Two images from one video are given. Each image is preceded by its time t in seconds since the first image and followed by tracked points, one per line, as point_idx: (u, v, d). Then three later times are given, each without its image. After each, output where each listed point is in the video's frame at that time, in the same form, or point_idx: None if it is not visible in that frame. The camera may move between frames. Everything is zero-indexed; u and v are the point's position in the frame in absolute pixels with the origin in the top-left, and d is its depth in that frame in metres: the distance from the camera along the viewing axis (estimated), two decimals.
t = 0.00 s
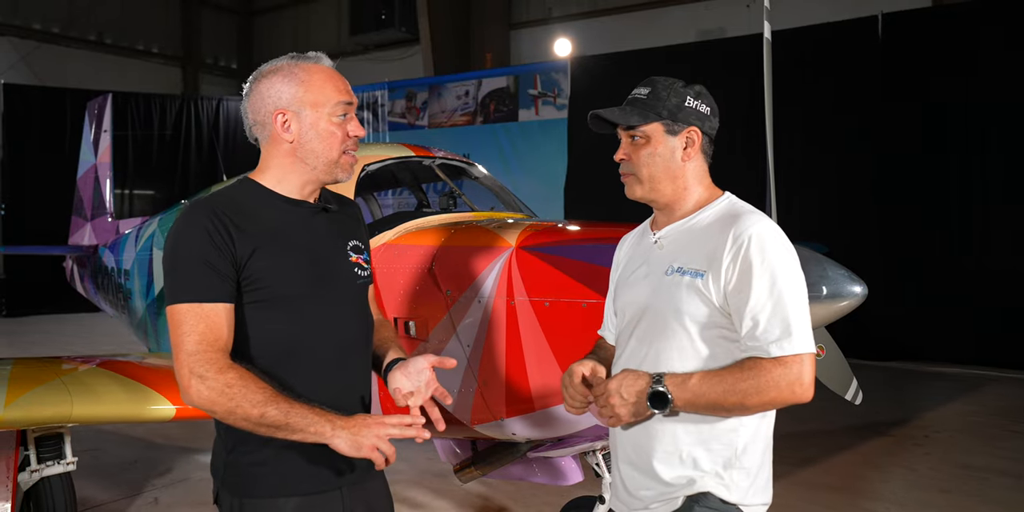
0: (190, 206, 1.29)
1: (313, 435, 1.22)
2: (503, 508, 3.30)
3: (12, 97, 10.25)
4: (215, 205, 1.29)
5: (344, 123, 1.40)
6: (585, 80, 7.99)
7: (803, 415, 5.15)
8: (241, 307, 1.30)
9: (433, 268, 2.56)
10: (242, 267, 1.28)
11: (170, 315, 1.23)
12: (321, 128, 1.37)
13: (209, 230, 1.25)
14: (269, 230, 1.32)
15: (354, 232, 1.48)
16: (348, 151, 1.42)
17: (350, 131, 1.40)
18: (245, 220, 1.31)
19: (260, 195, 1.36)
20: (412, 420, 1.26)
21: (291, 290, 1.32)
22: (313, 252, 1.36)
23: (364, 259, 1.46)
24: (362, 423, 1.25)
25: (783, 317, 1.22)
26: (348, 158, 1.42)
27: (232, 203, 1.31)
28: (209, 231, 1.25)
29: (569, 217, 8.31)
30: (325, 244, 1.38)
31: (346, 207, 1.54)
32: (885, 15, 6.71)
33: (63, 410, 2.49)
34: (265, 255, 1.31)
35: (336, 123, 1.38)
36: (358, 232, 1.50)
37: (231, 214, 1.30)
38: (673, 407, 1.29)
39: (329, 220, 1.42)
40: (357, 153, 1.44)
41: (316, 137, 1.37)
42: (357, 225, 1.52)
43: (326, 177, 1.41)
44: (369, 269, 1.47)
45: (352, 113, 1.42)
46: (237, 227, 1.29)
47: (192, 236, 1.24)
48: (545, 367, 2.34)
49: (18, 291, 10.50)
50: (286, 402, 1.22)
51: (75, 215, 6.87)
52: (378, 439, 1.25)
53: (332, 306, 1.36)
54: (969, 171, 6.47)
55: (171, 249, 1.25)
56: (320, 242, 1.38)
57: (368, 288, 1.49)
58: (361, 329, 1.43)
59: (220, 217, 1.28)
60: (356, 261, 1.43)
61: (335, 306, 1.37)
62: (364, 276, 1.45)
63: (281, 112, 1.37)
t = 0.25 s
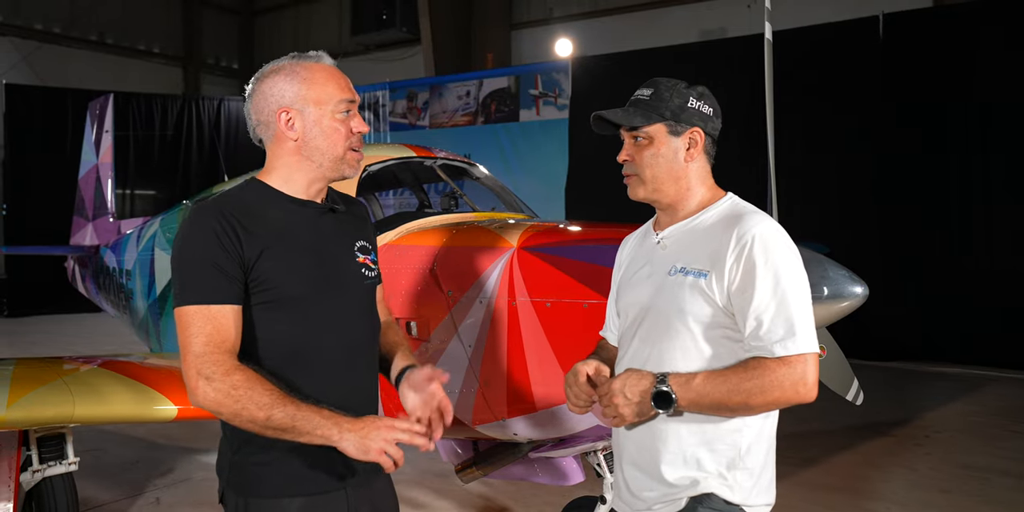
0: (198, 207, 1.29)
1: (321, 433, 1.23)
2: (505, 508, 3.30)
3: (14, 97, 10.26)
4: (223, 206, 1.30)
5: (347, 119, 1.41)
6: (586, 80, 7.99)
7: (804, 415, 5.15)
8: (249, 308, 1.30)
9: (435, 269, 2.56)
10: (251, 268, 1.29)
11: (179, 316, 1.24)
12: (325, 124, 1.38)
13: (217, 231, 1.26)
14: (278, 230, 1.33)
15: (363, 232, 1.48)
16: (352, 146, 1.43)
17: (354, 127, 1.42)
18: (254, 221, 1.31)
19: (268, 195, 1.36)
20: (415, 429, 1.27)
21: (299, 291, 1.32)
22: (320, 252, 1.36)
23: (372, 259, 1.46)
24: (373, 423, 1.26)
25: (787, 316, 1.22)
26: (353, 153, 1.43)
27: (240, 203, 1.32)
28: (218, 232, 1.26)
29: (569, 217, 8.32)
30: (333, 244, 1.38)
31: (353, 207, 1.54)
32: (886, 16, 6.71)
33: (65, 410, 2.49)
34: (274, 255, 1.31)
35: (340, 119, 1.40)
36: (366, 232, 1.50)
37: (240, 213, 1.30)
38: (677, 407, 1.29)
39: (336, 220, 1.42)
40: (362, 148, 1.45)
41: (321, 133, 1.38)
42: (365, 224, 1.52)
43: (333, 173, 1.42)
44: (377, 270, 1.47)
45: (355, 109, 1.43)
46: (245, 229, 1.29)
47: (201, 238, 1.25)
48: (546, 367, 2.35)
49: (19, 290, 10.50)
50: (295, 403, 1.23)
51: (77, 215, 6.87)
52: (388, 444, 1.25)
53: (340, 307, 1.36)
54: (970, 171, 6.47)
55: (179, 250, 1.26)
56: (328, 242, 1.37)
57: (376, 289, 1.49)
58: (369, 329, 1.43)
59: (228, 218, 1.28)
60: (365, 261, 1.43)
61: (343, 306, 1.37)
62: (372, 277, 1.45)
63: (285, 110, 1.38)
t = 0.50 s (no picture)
0: (205, 207, 1.29)
1: (316, 450, 1.24)
2: (506, 508, 3.30)
3: (15, 97, 10.26)
4: (229, 205, 1.30)
5: (343, 108, 1.43)
6: (587, 80, 8.00)
7: (805, 415, 5.15)
8: (255, 308, 1.31)
9: (436, 269, 2.56)
10: (257, 268, 1.29)
11: (184, 315, 1.25)
12: (322, 117, 1.39)
13: (224, 230, 1.26)
14: (284, 230, 1.32)
15: (369, 232, 1.48)
16: (353, 135, 1.44)
17: (350, 116, 1.43)
18: (261, 221, 1.31)
19: (274, 193, 1.36)
20: (409, 456, 1.30)
21: (305, 292, 1.32)
22: (326, 251, 1.36)
23: (378, 259, 1.46)
24: (368, 438, 1.27)
25: (789, 316, 1.22)
26: (355, 142, 1.44)
27: (247, 203, 1.32)
28: (224, 231, 1.26)
29: (570, 217, 8.32)
30: (339, 243, 1.38)
31: (359, 206, 1.55)
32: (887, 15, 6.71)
33: (66, 410, 2.49)
34: (280, 256, 1.31)
35: (335, 109, 1.41)
36: (373, 232, 1.50)
37: (246, 213, 1.31)
38: (679, 407, 1.29)
39: (343, 220, 1.42)
40: (362, 137, 1.46)
41: (319, 125, 1.39)
42: (372, 223, 1.52)
43: (337, 165, 1.42)
44: (383, 270, 1.48)
45: (349, 99, 1.44)
46: (252, 228, 1.30)
47: (208, 237, 1.25)
48: (548, 367, 2.35)
49: (19, 290, 10.50)
50: (297, 413, 1.24)
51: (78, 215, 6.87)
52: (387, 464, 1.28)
53: (345, 307, 1.36)
54: (970, 171, 6.47)
55: (185, 249, 1.26)
56: (334, 243, 1.37)
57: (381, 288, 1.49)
58: (374, 329, 1.43)
59: (236, 218, 1.29)
60: (371, 262, 1.43)
61: (349, 306, 1.37)
62: (378, 277, 1.45)
63: (281, 107, 1.39)
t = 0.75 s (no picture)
0: (208, 206, 1.29)
1: (319, 452, 1.27)
2: (506, 508, 3.30)
3: (15, 97, 10.26)
4: (232, 204, 1.30)
5: (350, 112, 1.42)
6: (587, 80, 8.01)
7: (806, 415, 5.15)
8: (259, 308, 1.31)
9: (437, 269, 2.56)
10: (259, 268, 1.29)
11: (186, 313, 1.25)
12: (328, 120, 1.39)
13: (228, 229, 1.26)
14: (286, 230, 1.32)
15: (372, 233, 1.48)
16: (357, 137, 1.43)
17: (357, 119, 1.43)
18: (263, 220, 1.31)
19: (277, 194, 1.36)
20: (406, 444, 1.36)
21: (307, 291, 1.32)
22: (328, 251, 1.36)
23: (379, 260, 1.46)
24: (367, 434, 1.32)
25: (791, 316, 1.22)
26: (360, 144, 1.44)
27: (250, 202, 1.32)
28: (228, 230, 1.26)
29: (570, 217, 8.31)
30: (340, 242, 1.38)
31: (361, 206, 1.55)
32: (888, 15, 6.71)
33: (67, 410, 2.49)
34: (282, 255, 1.31)
35: (342, 112, 1.40)
36: (376, 233, 1.50)
37: (249, 212, 1.31)
38: (680, 407, 1.29)
39: (345, 221, 1.42)
40: (367, 139, 1.46)
41: (326, 128, 1.39)
42: (374, 224, 1.52)
43: (342, 166, 1.42)
44: (384, 271, 1.47)
45: (356, 102, 1.44)
46: (255, 227, 1.30)
47: (210, 235, 1.25)
48: (547, 368, 2.35)
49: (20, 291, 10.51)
50: (302, 414, 1.26)
51: (78, 216, 6.87)
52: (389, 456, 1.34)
53: (346, 308, 1.36)
54: (971, 171, 6.46)
55: (188, 248, 1.26)
56: (337, 243, 1.37)
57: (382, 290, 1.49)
58: (375, 329, 1.43)
59: (240, 217, 1.29)
60: (372, 262, 1.43)
61: (350, 307, 1.37)
62: (379, 278, 1.45)
63: (288, 109, 1.39)
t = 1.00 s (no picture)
0: (213, 207, 1.29)
1: (316, 478, 1.27)
2: (507, 508, 3.29)
3: (15, 96, 10.26)
4: (238, 205, 1.30)
5: (356, 115, 1.42)
6: (588, 79, 8.00)
7: (807, 415, 5.14)
8: (263, 308, 1.31)
9: (439, 268, 2.56)
10: (264, 267, 1.29)
11: (196, 316, 1.25)
12: (335, 123, 1.39)
13: (233, 230, 1.26)
14: (289, 231, 1.33)
15: (372, 233, 1.47)
16: (363, 141, 1.43)
17: (363, 123, 1.43)
18: (267, 221, 1.31)
19: (280, 195, 1.35)
20: (399, 490, 1.36)
21: (310, 293, 1.32)
22: (331, 252, 1.36)
23: (380, 261, 1.46)
24: (365, 474, 1.32)
25: (798, 315, 1.22)
26: (365, 148, 1.43)
27: (256, 203, 1.32)
28: (233, 231, 1.26)
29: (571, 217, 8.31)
30: (343, 243, 1.38)
31: (362, 208, 1.55)
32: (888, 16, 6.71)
33: (67, 410, 2.50)
34: (287, 256, 1.31)
35: (348, 116, 1.41)
36: (377, 233, 1.50)
37: (254, 213, 1.31)
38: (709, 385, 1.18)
39: (346, 221, 1.42)
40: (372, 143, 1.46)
41: (332, 131, 1.39)
42: (375, 224, 1.52)
43: (346, 168, 1.42)
44: (384, 271, 1.47)
45: (363, 106, 1.44)
46: (260, 230, 1.30)
47: (216, 236, 1.25)
48: (548, 368, 2.36)
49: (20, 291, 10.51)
50: (306, 434, 1.27)
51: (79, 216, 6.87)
52: (380, 498, 1.34)
53: (348, 311, 1.37)
54: (971, 171, 6.46)
55: (193, 249, 1.26)
56: (340, 244, 1.38)
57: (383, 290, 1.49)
58: (377, 331, 1.43)
59: (245, 219, 1.29)
60: (372, 263, 1.43)
61: (352, 309, 1.37)
62: (379, 278, 1.45)
63: (294, 111, 1.39)
